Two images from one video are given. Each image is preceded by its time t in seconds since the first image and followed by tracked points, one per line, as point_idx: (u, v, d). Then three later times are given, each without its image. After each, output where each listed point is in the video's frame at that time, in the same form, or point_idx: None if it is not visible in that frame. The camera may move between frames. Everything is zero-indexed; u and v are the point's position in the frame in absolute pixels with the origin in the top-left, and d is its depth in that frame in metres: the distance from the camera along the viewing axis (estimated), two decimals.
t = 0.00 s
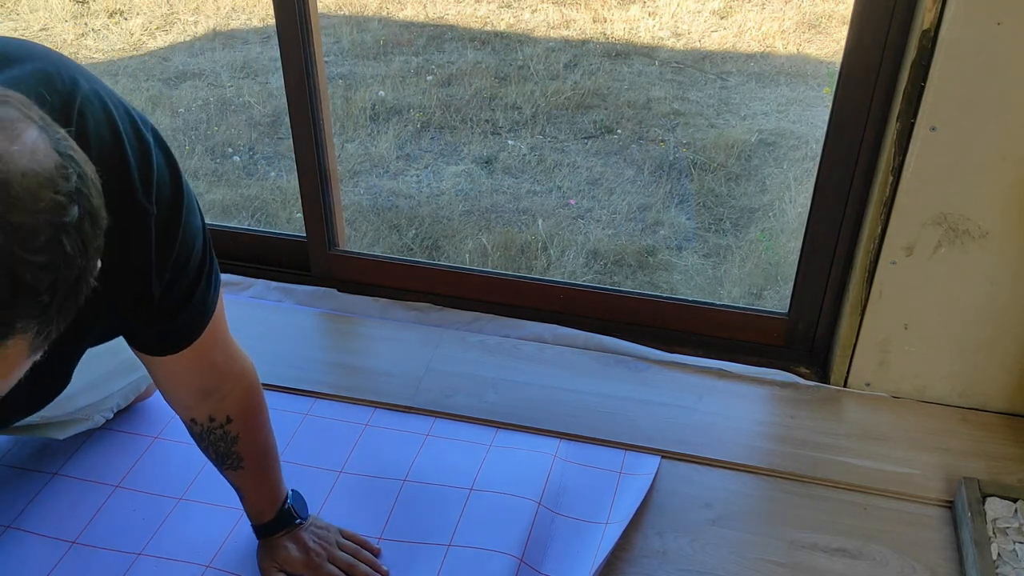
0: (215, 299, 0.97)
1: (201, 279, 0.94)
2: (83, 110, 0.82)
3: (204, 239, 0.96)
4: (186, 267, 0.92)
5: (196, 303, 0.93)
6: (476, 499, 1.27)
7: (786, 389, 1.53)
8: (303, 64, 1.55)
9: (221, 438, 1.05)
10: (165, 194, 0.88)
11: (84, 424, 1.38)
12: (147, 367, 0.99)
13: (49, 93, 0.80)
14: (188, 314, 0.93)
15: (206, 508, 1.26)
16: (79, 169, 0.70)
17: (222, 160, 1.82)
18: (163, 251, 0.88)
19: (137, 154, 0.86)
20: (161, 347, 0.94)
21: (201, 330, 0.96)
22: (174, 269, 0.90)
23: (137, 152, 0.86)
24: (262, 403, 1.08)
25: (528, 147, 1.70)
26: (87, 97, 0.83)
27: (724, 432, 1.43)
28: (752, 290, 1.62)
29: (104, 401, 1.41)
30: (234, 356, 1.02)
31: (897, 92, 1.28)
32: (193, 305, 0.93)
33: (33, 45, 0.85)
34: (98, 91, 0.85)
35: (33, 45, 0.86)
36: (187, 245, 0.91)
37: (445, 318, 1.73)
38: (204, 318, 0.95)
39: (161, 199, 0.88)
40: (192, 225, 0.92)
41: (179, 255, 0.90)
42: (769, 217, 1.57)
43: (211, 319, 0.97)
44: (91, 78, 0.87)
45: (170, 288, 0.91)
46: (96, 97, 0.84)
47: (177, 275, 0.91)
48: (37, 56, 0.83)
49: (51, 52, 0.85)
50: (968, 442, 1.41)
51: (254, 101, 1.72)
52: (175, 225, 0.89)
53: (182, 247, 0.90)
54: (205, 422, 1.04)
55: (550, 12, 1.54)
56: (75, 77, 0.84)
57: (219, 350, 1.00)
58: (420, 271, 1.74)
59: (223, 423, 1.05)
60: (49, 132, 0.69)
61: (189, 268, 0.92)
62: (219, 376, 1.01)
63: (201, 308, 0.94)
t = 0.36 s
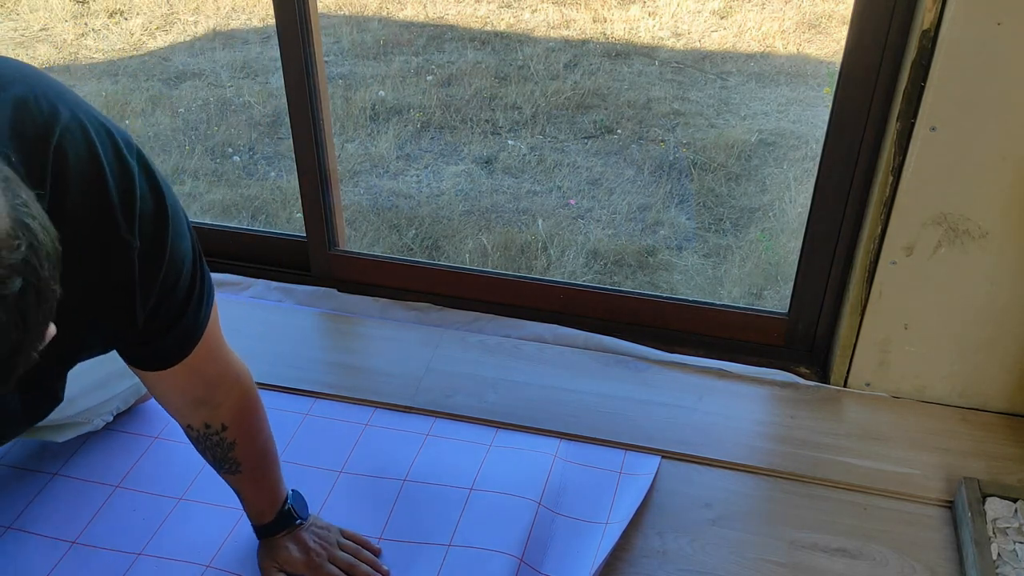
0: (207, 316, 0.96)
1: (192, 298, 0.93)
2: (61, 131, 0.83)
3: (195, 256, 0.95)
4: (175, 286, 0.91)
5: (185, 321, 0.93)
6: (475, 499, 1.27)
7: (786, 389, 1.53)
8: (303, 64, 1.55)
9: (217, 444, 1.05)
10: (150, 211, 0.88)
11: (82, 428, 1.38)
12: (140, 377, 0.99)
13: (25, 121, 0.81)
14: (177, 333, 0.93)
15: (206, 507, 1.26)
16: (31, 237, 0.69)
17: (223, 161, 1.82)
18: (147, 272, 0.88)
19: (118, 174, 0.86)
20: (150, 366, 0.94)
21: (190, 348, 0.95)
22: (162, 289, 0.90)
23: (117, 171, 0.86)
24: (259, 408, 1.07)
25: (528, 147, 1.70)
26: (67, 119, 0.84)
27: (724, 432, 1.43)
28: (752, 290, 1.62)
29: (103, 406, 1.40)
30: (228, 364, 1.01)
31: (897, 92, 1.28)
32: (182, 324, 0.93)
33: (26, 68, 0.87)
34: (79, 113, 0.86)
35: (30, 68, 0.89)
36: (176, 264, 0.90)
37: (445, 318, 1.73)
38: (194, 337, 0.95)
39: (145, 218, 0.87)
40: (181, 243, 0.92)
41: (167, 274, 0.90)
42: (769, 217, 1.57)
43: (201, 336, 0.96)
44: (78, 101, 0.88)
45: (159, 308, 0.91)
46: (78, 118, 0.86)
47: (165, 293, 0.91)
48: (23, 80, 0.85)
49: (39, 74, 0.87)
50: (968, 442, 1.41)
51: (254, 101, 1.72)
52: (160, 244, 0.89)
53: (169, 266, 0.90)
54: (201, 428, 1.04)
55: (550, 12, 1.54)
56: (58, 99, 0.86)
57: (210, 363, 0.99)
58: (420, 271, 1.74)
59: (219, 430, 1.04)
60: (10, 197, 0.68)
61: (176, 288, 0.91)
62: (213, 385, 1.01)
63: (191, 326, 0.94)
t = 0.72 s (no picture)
0: (206, 319, 0.96)
1: (191, 300, 0.93)
2: (57, 134, 0.83)
3: (194, 258, 0.95)
4: (173, 289, 0.91)
5: (183, 323, 0.93)
6: (475, 499, 1.27)
7: (786, 389, 1.53)
8: (303, 64, 1.55)
9: (216, 445, 1.05)
10: (147, 214, 0.88)
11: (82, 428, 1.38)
12: (139, 379, 0.99)
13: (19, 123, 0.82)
14: (175, 335, 0.93)
15: (206, 507, 1.26)
16: (19, 243, 0.66)
17: (223, 161, 1.82)
18: (144, 274, 0.88)
19: (115, 177, 0.86)
20: (149, 368, 0.94)
21: (189, 350, 0.95)
22: (160, 292, 0.90)
23: (114, 175, 0.86)
24: (258, 410, 1.07)
25: (528, 147, 1.70)
26: (63, 122, 0.85)
27: (724, 432, 1.43)
28: (752, 290, 1.62)
29: (103, 406, 1.40)
30: (227, 365, 1.01)
31: (897, 92, 1.28)
32: (181, 326, 0.93)
33: (24, 73, 0.88)
34: (76, 116, 0.87)
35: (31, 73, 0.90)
36: (174, 266, 0.90)
37: (445, 318, 1.73)
38: (193, 339, 0.95)
39: (142, 221, 0.87)
40: (179, 245, 0.92)
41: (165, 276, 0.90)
42: (769, 217, 1.57)
43: (201, 338, 0.96)
44: (76, 106, 0.89)
45: (156, 310, 0.91)
46: (75, 122, 0.86)
47: (162, 296, 0.90)
48: (21, 85, 0.85)
49: (38, 79, 0.88)
50: (968, 442, 1.41)
51: (254, 101, 1.72)
52: (157, 247, 0.88)
53: (167, 269, 0.90)
54: (200, 429, 1.04)
55: (550, 12, 1.55)
56: (55, 103, 0.86)
57: (209, 365, 0.99)
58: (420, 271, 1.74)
59: (218, 431, 1.04)
60: None
61: (173, 290, 0.91)
62: (212, 386, 1.01)
63: (190, 328, 0.94)
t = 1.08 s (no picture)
0: (205, 315, 0.96)
1: (190, 296, 0.94)
2: (57, 129, 0.83)
3: (193, 254, 0.95)
4: (173, 284, 0.91)
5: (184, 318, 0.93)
6: (475, 499, 1.27)
7: (786, 389, 1.53)
8: (303, 64, 1.55)
9: (216, 443, 1.05)
10: (147, 210, 0.88)
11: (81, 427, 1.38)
12: (140, 376, 0.99)
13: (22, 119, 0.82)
14: (175, 331, 0.93)
15: (206, 507, 1.26)
16: (18, 227, 0.66)
17: (223, 161, 1.82)
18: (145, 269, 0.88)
19: (115, 172, 0.86)
20: (149, 365, 0.94)
21: (189, 346, 0.95)
22: (160, 287, 0.90)
23: (114, 170, 0.86)
24: (258, 409, 1.07)
25: (528, 147, 1.70)
26: (62, 117, 0.85)
27: (724, 432, 1.43)
28: (752, 290, 1.62)
29: (102, 405, 1.40)
30: (228, 363, 1.01)
31: (897, 92, 1.28)
32: (182, 321, 0.93)
33: (22, 69, 0.88)
34: (75, 112, 0.87)
35: (31, 69, 0.90)
36: (173, 262, 0.91)
37: (445, 318, 1.73)
38: (193, 335, 0.95)
39: (142, 216, 0.87)
40: (179, 242, 0.92)
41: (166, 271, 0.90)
42: (769, 217, 1.57)
43: (201, 334, 0.96)
44: (76, 101, 0.89)
45: (156, 306, 0.91)
46: (74, 117, 0.86)
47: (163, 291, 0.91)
48: (21, 81, 0.85)
49: (37, 75, 0.88)
50: (968, 442, 1.41)
51: (253, 101, 1.72)
52: (157, 242, 0.89)
53: (167, 264, 0.90)
54: (200, 427, 1.04)
55: (550, 12, 1.55)
56: (54, 98, 0.86)
57: (208, 362, 0.99)
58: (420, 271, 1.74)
59: (218, 429, 1.04)
60: None
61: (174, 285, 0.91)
62: (212, 384, 1.01)
63: (190, 324, 0.94)
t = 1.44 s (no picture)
0: (204, 315, 0.97)
1: (188, 295, 0.94)
2: (55, 127, 0.83)
3: (191, 253, 0.95)
4: (172, 283, 0.91)
5: (181, 317, 0.93)
6: (475, 499, 1.27)
7: (785, 389, 1.53)
8: (303, 64, 1.55)
9: (215, 443, 1.05)
10: (144, 209, 0.88)
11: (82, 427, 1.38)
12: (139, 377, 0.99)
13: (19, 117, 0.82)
14: (174, 330, 0.93)
15: (206, 508, 1.26)
16: (18, 216, 0.66)
17: (222, 161, 1.82)
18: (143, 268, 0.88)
19: (113, 171, 0.86)
20: (147, 365, 0.94)
21: (187, 346, 0.95)
22: (158, 286, 0.90)
23: (111, 169, 0.86)
24: (258, 409, 1.07)
25: (528, 147, 1.70)
26: (60, 116, 0.85)
27: (724, 432, 1.43)
28: (752, 290, 1.62)
29: (102, 404, 1.40)
30: (227, 363, 1.01)
31: (897, 92, 1.28)
32: (180, 321, 0.93)
33: (19, 69, 0.88)
34: (72, 111, 0.87)
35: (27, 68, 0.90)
36: (171, 261, 0.91)
37: (445, 318, 1.73)
38: (191, 334, 0.95)
39: (140, 216, 0.88)
40: (177, 241, 0.92)
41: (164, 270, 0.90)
42: (769, 217, 1.57)
43: (199, 334, 0.96)
44: (73, 101, 0.89)
45: (154, 305, 0.91)
46: (72, 116, 0.86)
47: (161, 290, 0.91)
48: (18, 80, 0.85)
49: (34, 75, 0.88)
50: (968, 442, 1.41)
51: (253, 101, 1.72)
52: (155, 241, 0.89)
53: (164, 263, 0.90)
54: (200, 428, 1.04)
55: (550, 12, 1.55)
56: (52, 98, 0.86)
57: (207, 362, 0.99)
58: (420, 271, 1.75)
59: (217, 430, 1.04)
60: None
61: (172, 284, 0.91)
62: (211, 384, 1.01)
63: (187, 324, 0.94)
